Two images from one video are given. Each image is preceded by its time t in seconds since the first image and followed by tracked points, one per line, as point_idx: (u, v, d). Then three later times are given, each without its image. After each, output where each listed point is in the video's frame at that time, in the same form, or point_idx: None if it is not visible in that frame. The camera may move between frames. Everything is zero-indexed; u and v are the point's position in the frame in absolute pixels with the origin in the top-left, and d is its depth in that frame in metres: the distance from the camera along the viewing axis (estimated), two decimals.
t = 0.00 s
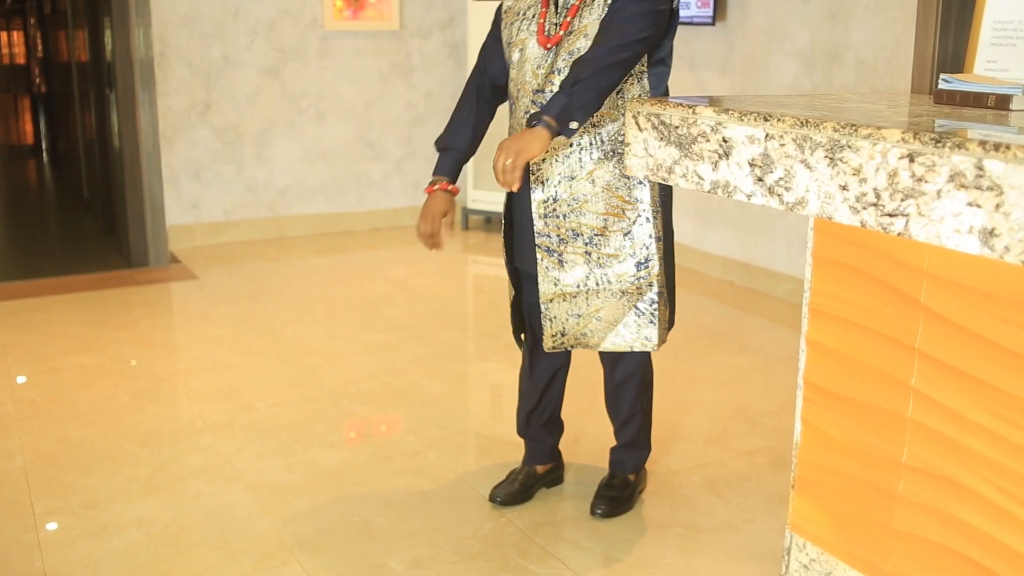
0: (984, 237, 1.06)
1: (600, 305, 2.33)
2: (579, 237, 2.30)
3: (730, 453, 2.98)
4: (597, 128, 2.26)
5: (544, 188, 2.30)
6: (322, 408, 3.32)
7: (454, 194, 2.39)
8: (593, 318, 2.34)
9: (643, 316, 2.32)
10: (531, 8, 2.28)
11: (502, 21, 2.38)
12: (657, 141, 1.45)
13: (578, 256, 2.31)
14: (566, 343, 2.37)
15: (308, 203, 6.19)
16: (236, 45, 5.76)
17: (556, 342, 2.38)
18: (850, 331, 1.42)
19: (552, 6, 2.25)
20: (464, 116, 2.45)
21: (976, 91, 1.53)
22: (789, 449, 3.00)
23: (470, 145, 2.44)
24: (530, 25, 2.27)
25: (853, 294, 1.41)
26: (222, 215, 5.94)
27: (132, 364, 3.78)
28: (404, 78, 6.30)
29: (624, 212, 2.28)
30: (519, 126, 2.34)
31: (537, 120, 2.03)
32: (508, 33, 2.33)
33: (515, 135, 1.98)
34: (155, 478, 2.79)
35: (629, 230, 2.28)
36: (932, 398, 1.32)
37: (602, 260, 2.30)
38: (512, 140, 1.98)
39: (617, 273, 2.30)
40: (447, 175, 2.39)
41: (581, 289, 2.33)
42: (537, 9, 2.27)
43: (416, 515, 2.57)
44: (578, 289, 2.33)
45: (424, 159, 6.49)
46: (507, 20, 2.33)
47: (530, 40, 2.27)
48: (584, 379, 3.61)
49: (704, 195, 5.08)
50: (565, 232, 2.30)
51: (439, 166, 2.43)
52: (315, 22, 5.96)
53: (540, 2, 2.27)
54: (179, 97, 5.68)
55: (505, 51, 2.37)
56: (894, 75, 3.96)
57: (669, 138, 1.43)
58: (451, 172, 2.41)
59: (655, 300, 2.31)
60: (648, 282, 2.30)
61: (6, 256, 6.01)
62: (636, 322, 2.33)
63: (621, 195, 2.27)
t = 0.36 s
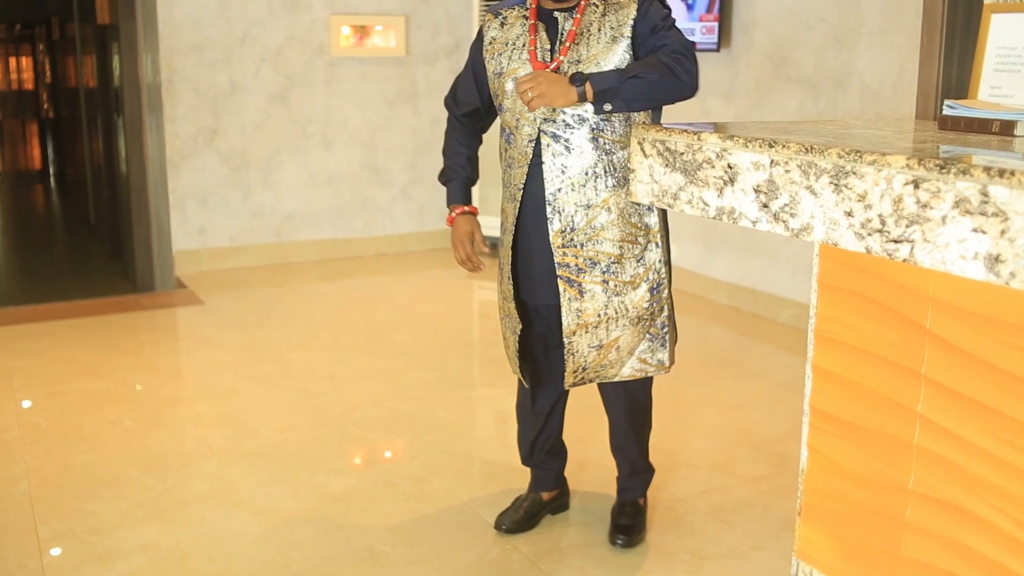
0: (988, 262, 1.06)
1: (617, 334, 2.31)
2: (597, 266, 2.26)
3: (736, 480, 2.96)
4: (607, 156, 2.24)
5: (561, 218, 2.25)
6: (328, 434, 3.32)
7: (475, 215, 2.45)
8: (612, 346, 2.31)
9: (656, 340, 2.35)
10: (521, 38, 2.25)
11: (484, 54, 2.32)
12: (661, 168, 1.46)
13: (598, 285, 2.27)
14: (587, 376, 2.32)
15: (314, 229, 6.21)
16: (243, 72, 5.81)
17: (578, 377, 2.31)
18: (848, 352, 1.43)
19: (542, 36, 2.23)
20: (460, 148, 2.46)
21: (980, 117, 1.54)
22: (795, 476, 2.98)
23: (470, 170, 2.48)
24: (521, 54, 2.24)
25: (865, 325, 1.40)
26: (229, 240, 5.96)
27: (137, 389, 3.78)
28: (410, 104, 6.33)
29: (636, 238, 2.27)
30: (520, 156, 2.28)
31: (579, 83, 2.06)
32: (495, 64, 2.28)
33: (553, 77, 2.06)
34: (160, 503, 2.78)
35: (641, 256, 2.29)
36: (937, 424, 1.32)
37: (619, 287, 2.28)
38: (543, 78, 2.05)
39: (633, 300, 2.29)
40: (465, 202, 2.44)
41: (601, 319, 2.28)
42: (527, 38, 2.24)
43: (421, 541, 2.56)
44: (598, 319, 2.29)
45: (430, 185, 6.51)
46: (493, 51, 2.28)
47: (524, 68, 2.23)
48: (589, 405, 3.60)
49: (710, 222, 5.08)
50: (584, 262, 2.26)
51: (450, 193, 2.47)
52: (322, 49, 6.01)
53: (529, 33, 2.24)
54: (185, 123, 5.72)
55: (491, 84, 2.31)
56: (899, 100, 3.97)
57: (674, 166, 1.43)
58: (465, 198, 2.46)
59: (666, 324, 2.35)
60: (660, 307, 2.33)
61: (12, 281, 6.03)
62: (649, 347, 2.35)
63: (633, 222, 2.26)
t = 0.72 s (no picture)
0: (994, 289, 1.06)
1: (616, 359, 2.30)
2: (606, 290, 2.27)
3: (743, 507, 2.94)
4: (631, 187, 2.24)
5: (580, 239, 2.27)
6: (333, 460, 3.31)
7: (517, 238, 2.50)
8: (608, 371, 2.30)
9: (656, 372, 2.30)
10: (557, 55, 2.26)
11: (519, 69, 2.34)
12: (667, 196, 1.46)
13: (604, 309, 2.27)
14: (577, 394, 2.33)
15: (321, 255, 6.23)
16: (249, 98, 5.85)
17: (568, 392, 2.33)
18: (852, 378, 1.43)
19: (580, 55, 2.24)
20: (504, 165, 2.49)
21: (985, 144, 1.54)
22: (801, 503, 2.97)
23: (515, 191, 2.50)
24: (556, 70, 2.25)
25: (873, 353, 1.40)
26: (235, 265, 5.98)
27: (142, 414, 3.78)
28: (416, 131, 6.37)
29: (653, 269, 2.25)
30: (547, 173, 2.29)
31: (594, 138, 2.16)
32: (530, 79, 2.29)
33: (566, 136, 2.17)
34: (164, 529, 2.77)
35: (654, 287, 2.26)
36: (946, 451, 1.31)
37: (627, 315, 2.27)
38: (556, 139, 2.17)
39: (639, 330, 2.27)
40: (507, 223, 2.49)
41: (602, 342, 2.29)
42: (564, 56, 2.25)
43: (425, 569, 2.55)
44: (599, 343, 2.30)
45: (436, 211, 6.53)
46: (528, 65, 2.30)
47: (557, 85, 2.24)
48: (595, 432, 3.59)
49: (715, 248, 5.09)
50: (594, 285, 2.27)
51: (495, 211, 2.50)
52: (328, 75, 6.05)
53: (567, 50, 2.25)
54: (192, 149, 5.76)
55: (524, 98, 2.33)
56: (903, 125, 3.99)
57: (679, 193, 1.44)
58: (511, 219, 2.49)
59: (670, 358, 2.29)
60: (666, 340, 2.28)
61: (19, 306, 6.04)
62: (648, 377, 2.30)
63: (653, 253, 2.24)
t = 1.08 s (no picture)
0: (992, 313, 1.06)
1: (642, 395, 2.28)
2: (629, 323, 2.25)
3: (743, 533, 2.94)
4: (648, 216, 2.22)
5: (601, 270, 2.25)
6: (332, 485, 3.31)
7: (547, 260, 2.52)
8: (634, 407, 2.29)
9: (682, 407, 2.28)
10: (586, 82, 2.27)
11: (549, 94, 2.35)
12: (665, 222, 1.47)
13: (628, 342, 2.25)
14: (603, 430, 2.31)
15: (321, 281, 6.24)
16: (249, 124, 5.89)
17: (594, 429, 2.32)
18: (852, 404, 1.43)
19: (608, 83, 2.25)
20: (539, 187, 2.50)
21: (982, 168, 1.55)
22: (801, 529, 2.96)
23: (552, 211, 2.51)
24: (583, 97, 2.26)
25: (875, 379, 1.40)
26: (235, 291, 5.99)
27: (141, 440, 3.77)
28: (416, 157, 6.40)
29: (677, 302, 2.23)
30: (568, 203, 2.30)
31: (598, 163, 2.17)
32: (558, 105, 2.31)
33: (572, 160, 2.20)
34: (162, 555, 2.76)
35: (678, 320, 2.24)
36: (946, 478, 1.31)
37: (652, 348, 2.25)
38: (562, 163, 2.21)
39: (664, 364, 2.25)
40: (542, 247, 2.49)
41: (626, 377, 2.28)
42: (592, 83, 2.26)
43: None
44: (623, 377, 2.28)
45: (436, 236, 6.54)
46: (557, 92, 2.31)
47: (584, 112, 2.25)
48: (595, 458, 3.58)
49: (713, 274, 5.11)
50: (617, 317, 2.25)
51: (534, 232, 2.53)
52: (328, 102, 6.09)
53: (595, 77, 2.27)
54: (192, 175, 5.78)
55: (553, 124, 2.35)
56: (900, 150, 4.00)
57: (678, 219, 1.45)
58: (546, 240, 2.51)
59: (695, 392, 2.28)
60: (691, 373, 2.27)
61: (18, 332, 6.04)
62: (674, 413, 2.28)
63: (676, 285, 2.22)
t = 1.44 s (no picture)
0: (992, 333, 1.06)
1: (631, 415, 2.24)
2: (619, 341, 2.21)
3: (743, 554, 2.92)
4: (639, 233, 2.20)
5: (591, 284, 2.22)
6: (331, 506, 3.30)
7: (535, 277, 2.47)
8: (623, 427, 2.24)
9: (671, 429, 2.24)
10: (578, 98, 2.28)
11: (541, 112, 2.36)
12: (665, 243, 1.48)
13: (618, 360, 2.22)
14: (590, 450, 2.26)
15: (320, 301, 6.24)
16: (250, 145, 5.91)
17: (580, 449, 2.27)
18: (851, 425, 1.44)
19: (600, 99, 2.26)
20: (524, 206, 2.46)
21: (981, 189, 1.55)
22: (801, 550, 2.94)
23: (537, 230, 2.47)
24: (576, 113, 2.27)
25: (875, 399, 1.40)
26: (235, 311, 5.99)
27: (140, 460, 3.76)
28: (416, 177, 6.41)
29: (668, 320, 2.20)
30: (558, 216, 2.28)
31: (599, 187, 2.13)
32: (550, 121, 2.31)
33: (570, 189, 2.15)
34: None
35: (669, 339, 2.21)
36: (945, 496, 1.31)
37: (642, 367, 2.21)
38: (560, 192, 2.16)
39: (654, 383, 2.22)
40: (525, 265, 2.46)
41: (615, 397, 2.24)
42: (585, 99, 2.27)
43: None
44: (612, 396, 2.24)
45: (436, 256, 6.55)
46: (549, 107, 2.32)
47: (575, 127, 2.26)
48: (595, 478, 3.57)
49: (713, 295, 5.12)
50: (607, 335, 2.22)
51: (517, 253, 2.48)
52: (328, 122, 6.11)
53: (588, 94, 2.27)
54: (192, 195, 5.80)
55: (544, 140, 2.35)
56: (898, 170, 4.02)
57: (677, 240, 1.45)
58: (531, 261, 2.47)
59: (684, 414, 2.25)
60: (680, 394, 2.24)
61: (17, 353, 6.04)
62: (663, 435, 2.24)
63: (668, 302, 2.19)
